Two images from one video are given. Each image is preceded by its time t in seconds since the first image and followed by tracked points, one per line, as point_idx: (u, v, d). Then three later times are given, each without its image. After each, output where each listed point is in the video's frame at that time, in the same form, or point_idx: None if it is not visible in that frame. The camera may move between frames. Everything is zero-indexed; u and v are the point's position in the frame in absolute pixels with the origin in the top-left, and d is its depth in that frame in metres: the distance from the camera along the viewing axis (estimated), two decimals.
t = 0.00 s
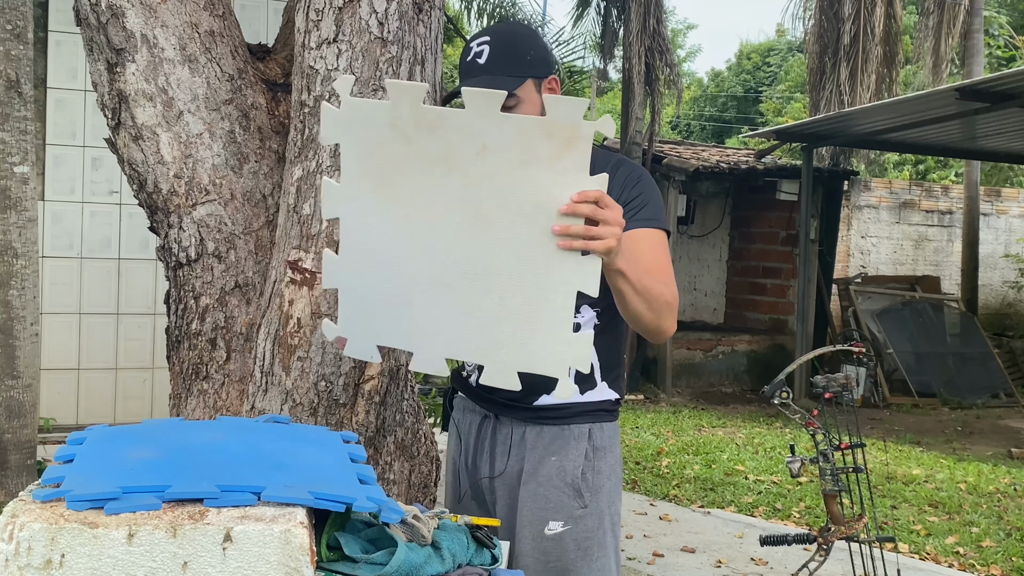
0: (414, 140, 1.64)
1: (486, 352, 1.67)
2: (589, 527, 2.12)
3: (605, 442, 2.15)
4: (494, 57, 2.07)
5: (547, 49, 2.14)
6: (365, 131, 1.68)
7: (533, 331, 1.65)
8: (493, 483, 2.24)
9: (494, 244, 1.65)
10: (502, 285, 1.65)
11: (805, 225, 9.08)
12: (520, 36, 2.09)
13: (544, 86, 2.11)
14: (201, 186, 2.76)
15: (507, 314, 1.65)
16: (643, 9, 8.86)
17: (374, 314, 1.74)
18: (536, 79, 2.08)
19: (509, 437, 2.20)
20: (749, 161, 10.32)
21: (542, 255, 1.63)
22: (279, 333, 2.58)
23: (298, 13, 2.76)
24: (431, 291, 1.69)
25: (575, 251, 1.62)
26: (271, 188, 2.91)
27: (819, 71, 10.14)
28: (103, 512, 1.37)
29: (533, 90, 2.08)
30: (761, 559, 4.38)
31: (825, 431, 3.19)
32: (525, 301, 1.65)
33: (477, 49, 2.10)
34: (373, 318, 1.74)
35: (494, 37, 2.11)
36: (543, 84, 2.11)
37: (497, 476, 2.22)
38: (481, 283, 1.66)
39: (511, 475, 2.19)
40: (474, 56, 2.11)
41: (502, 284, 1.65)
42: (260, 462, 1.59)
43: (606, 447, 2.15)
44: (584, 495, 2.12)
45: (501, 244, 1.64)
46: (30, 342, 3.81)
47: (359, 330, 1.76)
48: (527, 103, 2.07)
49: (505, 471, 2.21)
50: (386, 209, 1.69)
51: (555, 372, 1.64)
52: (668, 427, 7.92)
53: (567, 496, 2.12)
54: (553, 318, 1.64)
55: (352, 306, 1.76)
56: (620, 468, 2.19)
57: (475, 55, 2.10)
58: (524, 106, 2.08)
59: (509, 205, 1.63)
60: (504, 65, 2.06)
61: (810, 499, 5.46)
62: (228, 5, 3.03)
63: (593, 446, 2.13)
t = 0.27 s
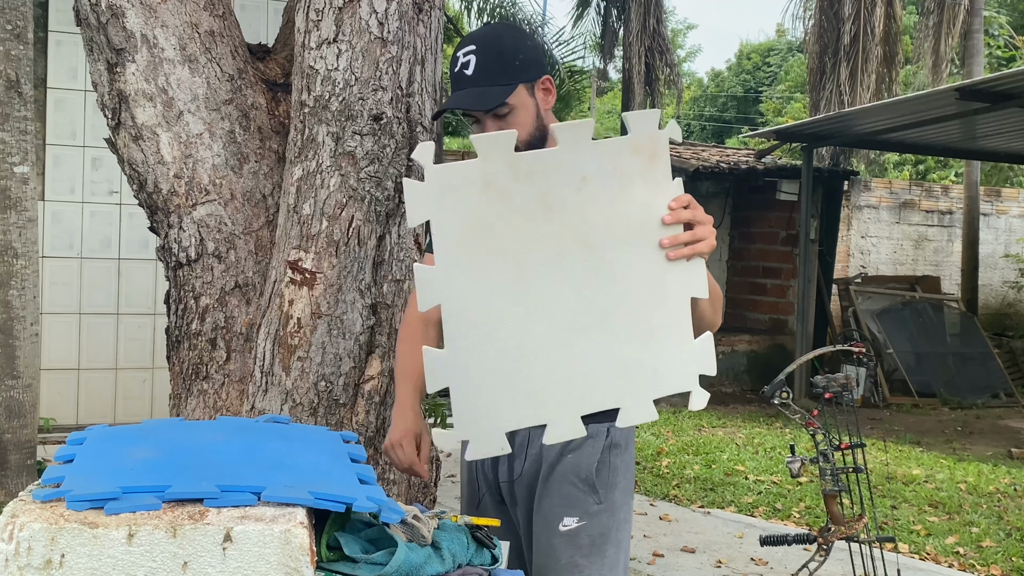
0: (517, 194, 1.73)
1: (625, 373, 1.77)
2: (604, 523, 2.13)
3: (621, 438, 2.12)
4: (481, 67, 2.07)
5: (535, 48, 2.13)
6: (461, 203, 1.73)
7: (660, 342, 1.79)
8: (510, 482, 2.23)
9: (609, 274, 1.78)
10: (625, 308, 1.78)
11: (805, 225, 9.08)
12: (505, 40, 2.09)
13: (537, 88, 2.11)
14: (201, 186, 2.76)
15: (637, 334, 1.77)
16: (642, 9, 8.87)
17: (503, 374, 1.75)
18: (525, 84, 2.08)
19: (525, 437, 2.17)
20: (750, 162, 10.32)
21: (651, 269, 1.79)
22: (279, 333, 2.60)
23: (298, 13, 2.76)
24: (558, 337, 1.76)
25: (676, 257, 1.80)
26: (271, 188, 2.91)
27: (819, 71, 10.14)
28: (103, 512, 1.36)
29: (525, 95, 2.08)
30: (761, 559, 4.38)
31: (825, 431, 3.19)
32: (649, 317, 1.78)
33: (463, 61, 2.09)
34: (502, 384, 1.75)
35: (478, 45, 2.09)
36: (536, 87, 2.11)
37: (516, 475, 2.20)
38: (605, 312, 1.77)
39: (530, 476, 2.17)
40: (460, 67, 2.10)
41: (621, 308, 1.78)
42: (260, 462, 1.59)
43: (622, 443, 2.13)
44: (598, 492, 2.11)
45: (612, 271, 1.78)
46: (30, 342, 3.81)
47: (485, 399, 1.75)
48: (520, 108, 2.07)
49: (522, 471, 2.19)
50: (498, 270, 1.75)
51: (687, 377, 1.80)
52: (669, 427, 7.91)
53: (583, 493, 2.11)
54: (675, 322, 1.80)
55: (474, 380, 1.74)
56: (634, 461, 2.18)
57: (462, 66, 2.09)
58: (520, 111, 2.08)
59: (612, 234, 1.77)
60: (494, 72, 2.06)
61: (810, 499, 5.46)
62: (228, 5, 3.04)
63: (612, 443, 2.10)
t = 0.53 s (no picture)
0: (603, 292, 1.55)
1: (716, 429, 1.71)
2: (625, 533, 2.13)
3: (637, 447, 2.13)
4: (498, 64, 2.05)
5: (555, 47, 2.11)
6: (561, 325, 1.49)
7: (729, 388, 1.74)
8: (525, 493, 2.23)
9: (686, 340, 1.67)
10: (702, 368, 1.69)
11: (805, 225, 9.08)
12: (524, 39, 2.06)
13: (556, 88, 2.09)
14: (201, 186, 2.76)
15: (714, 388, 1.71)
16: (642, 9, 8.88)
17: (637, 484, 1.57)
18: (545, 84, 2.05)
19: (540, 445, 2.17)
20: (750, 162, 10.32)
21: (709, 325, 1.71)
22: (279, 333, 2.60)
23: (298, 12, 2.76)
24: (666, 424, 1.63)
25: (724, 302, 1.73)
26: (271, 188, 2.91)
27: (819, 71, 10.14)
28: (103, 512, 1.36)
29: (545, 95, 2.05)
30: (761, 559, 4.38)
31: (825, 431, 3.19)
32: (720, 367, 1.72)
33: (481, 56, 2.08)
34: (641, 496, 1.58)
35: (497, 42, 2.07)
36: (555, 86, 2.08)
37: (532, 487, 2.21)
38: (691, 382, 1.67)
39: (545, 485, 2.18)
40: (478, 62, 2.08)
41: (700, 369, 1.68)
42: (261, 463, 1.58)
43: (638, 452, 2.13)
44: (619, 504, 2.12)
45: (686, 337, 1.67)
46: (30, 342, 3.81)
47: (632, 516, 1.56)
48: (539, 108, 2.05)
49: (537, 480, 2.19)
50: (609, 376, 1.55)
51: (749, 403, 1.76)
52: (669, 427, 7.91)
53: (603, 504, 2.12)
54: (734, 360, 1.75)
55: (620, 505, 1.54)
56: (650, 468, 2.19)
57: (479, 62, 2.08)
58: (538, 112, 2.05)
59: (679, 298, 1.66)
60: (511, 71, 2.03)
61: (810, 499, 5.46)
62: (228, 4, 3.03)
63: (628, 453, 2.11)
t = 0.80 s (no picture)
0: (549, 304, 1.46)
1: (669, 436, 1.63)
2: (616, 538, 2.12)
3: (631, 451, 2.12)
4: (532, 60, 1.95)
5: (595, 46, 1.99)
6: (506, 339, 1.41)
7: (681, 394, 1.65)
8: (513, 492, 2.19)
9: (635, 352, 1.58)
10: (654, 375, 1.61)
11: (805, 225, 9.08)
12: (562, 36, 1.95)
13: (589, 90, 1.98)
14: (201, 186, 2.76)
15: (662, 398, 1.62)
16: (643, 9, 8.88)
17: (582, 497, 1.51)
18: (577, 85, 1.94)
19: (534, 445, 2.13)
20: (750, 162, 10.32)
21: (661, 337, 1.63)
22: (279, 333, 2.60)
23: (298, 13, 2.77)
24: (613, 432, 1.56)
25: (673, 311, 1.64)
26: (271, 188, 2.91)
27: (819, 71, 10.14)
28: (103, 512, 1.37)
29: (576, 98, 1.95)
30: (761, 559, 4.38)
31: (825, 431, 3.19)
32: (671, 375, 1.64)
33: (517, 49, 1.98)
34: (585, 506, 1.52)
35: (534, 35, 1.97)
36: (588, 88, 1.97)
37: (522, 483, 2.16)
38: (640, 391, 1.59)
39: (534, 486, 2.13)
40: (512, 55, 1.99)
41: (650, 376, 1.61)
42: (261, 463, 1.58)
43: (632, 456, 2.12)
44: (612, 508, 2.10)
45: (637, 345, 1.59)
46: (30, 342, 3.81)
47: (577, 533, 1.50)
48: (568, 109, 1.95)
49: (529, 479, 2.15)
50: (553, 387, 1.48)
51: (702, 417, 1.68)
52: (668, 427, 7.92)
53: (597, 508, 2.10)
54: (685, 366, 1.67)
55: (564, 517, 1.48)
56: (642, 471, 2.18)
57: (514, 54, 1.98)
58: (567, 113, 1.95)
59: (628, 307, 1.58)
60: (545, 68, 1.93)
61: (810, 499, 5.46)
62: (228, 4, 3.03)
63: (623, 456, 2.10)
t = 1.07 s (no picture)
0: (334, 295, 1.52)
1: (545, 433, 1.51)
2: (588, 542, 2.12)
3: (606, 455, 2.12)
4: (556, 53, 1.98)
5: (619, 53, 2.03)
6: (285, 308, 1.44)
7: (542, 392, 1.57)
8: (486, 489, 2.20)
9: (461, 359, 1.56)
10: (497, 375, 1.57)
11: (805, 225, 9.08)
12: (590, 34, 1.99)
13: (604, 96, 2.03)
14: (201, 186, 2.76)
15: (517, 398, 1.54)
16: (642, 9, 8.88)
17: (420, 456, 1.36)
18: (595, 89, 1.99)
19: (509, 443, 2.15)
20: (750, 162, 10.32)
21: (490, 351, 1.60)
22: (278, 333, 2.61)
23: (298, 13, 2.77)
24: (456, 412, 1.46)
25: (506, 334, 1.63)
26: (271, 188, 2.91)
27: (819, 71, 10.14)
28: (103, 512, 1.37)
29: (589, 101, 2.00)
30: (761, 559, 4.38)
31: (825, 431, 3.19)
32: (518, 380, 1.58)
33: (542, 40, 2.02)
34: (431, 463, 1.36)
35: (561, 30, 2.00)
36: (602, 95, 2.02)
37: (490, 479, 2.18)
38: (478, 382, 1.53)
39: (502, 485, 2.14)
40: (537, 46, 2.02)
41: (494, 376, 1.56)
42: (262, 462, 1.59)
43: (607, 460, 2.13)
44: (584, 512, 2.10)
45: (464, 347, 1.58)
46: (30, 342, 3.80)
47: (435, 501, 1.32)
48: (579, 111, 1.99)
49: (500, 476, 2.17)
50: (361, 360, 1.44)
51: (581, 428, 1.54)
52: (668, 427, 7.92)
53: (568, 511, 2.10)
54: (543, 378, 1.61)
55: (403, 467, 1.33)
56: (620, 478, 2.17)
57: (538, 45, 2.02)
58: (576, 113, 2.00)
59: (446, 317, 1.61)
60: (568, 66, 1.97)
61: (810, 499, 5.46)
62: (228, 4, 3.03)
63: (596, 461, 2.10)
